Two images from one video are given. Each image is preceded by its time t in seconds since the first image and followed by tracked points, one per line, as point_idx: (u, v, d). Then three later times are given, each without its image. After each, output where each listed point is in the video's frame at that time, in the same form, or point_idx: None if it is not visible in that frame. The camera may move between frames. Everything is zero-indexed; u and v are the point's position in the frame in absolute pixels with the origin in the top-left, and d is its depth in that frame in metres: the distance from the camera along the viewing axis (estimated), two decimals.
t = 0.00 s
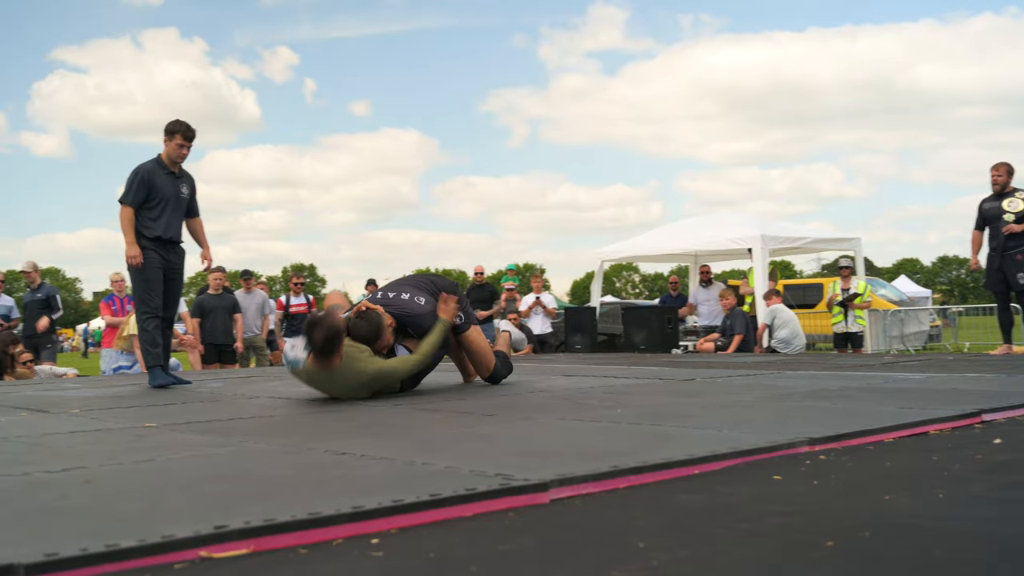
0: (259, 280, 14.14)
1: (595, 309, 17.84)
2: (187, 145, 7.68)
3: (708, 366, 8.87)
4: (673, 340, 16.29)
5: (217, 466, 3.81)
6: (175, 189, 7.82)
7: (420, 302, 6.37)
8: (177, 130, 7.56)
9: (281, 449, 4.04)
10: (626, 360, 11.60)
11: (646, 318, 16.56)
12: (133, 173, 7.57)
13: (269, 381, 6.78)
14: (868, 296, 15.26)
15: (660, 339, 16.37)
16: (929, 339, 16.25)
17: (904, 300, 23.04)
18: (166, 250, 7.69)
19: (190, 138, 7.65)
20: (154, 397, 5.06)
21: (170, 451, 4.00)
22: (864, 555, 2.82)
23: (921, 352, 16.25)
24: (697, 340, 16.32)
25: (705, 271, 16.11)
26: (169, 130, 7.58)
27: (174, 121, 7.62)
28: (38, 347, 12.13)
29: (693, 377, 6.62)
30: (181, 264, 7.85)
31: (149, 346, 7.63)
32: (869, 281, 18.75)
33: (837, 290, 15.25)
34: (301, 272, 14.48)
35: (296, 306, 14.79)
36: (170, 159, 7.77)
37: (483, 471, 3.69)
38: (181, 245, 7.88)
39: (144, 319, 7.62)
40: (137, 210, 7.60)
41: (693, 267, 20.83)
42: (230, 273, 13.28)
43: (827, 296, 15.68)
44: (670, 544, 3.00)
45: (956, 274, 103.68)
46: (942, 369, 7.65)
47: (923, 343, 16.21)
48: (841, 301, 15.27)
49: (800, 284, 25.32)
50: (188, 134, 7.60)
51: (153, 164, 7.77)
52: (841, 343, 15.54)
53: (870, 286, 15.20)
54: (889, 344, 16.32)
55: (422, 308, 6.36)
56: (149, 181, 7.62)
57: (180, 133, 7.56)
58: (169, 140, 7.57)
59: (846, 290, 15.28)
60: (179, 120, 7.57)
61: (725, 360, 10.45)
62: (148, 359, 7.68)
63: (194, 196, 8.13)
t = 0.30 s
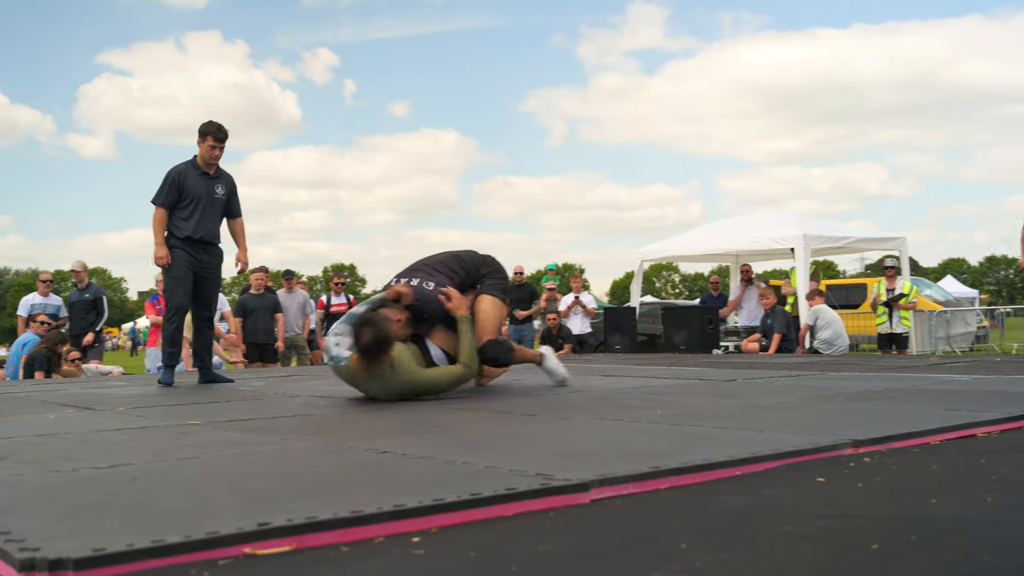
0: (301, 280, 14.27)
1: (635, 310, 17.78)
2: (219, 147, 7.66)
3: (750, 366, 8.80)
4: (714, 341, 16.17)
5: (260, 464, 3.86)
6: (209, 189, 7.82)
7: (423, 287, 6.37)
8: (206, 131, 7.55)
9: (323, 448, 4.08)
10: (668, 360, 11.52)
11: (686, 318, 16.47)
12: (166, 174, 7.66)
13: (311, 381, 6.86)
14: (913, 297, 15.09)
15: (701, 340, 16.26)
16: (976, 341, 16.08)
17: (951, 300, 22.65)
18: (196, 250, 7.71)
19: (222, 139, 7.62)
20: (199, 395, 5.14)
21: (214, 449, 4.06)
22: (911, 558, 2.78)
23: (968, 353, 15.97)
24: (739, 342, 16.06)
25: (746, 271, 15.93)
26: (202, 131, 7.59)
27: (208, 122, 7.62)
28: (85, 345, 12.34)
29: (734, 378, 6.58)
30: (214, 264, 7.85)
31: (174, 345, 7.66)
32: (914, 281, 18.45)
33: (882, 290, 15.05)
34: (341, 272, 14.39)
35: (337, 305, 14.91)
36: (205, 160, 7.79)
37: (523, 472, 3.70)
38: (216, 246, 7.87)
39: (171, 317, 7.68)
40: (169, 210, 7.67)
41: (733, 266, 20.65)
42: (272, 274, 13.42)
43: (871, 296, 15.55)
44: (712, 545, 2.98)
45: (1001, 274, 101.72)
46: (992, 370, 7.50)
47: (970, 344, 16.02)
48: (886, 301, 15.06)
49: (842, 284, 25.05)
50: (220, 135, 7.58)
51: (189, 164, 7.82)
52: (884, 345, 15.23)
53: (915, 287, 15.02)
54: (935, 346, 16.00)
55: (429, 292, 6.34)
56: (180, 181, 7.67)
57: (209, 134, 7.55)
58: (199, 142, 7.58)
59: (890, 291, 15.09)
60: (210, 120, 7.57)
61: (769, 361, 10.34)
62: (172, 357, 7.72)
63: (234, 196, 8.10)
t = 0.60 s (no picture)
0: (338, 279, 14.35)
1: (671, 309, 17.67)
2: (237, 145, 7.64)
3: (789, 366, 8.72)
4: (751, 340, 16.04)
5: (298, 461, 3.90)
6: (230, 189, 7.80)
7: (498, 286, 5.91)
8: (223, 129, 7.53)
9: (360, 446, 4.11)
10: (704, 361, 11.43)
11: (723, 319, 16.38)
12: (185, 177, 7.67)
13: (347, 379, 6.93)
14: (955, 298, 14.85)
15: (738, 339, 16.15)
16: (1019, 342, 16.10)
17: (994, 301, 22.28)
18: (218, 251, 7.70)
19: (239, 137, 7.60)
20: (238, 393, 5.21)
21: (252, 446, 4.11)
22: (953, 562, 2.74)
23: (1011, 355, 15.95)
24: (776, 342, 15.86)
25: (784, 270, 15.79)
26: (218, 130, 7.58)
27: (225, 121, 7.60)
28: (127, 343, 12.51)
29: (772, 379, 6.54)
30: (237, 264, 7.83)
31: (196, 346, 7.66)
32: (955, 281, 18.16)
33: (923, 290, 14.83)
34: (376, 271, 14.28)
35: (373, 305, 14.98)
36: (224, 160, 7.77)
37: (559, 471, 3.70)
38: (240, 245, 7.86)
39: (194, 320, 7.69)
40: (191, 213, 7.68)
41: (770, 265, 20.47)
42: (309, 273, 13.53)
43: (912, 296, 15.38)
44: (750, 547, 2.95)
45: None
46: None
47: (1012, 346, 16.02)
48: (927, 301, 14.86)
49: (882, 284, 24.74)
50: (236, 133, 7.56)
51: (208, 165, 7.81)
52: (925, 346, 15.02)
53: (957, 287, 14.78)
54: (978, 347, 15.79)
55: (499, 290, 5.86)
56: (200, 183, 7.67)
57: (225, 132, 7.53)
58: (216, 141, 7.57)
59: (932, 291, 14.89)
60: (226, 119, 7.55)
61: (810, 361, 10.25)
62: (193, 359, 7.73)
63: (256, 193, 8.07)
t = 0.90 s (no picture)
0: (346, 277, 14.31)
1: (679, 307, 17.64)
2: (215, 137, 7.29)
3: (802, 365, 8.71)
4: (758, 339, 16.14)
5: (306, 459, 3.91)
6: (212, 182, 7.50)
7: (548, 288, 6.13)
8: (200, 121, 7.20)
9: (368, 444, 4.12)
10: (713, 359, 11.41)
11: (731, 317, 16.38)
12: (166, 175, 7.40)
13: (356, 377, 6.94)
14: (964, 296, 14.80)
15: (746, 338, 16.22)
16: None
17: (1003, 299, 22.20)
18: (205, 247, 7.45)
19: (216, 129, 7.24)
20: (248, 390, 5.22)
21: (260, 444, 4.12)
22: (959, 560, 2.74)
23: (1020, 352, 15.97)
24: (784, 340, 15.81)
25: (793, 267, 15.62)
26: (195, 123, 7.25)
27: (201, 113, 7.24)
28: (136, 342, 12.52)
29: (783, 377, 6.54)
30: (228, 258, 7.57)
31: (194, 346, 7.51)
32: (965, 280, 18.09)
33: (933, 288, 14.83)
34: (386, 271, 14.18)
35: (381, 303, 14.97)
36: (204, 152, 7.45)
37: (567, 469, 3.71)
38: (230, 238, 7.58)
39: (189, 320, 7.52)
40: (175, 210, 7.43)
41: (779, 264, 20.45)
42: (316, 272, 13.54)
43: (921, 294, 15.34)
44: (757, 545, 2.96)
45: None
46: None
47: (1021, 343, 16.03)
48: (936, 300, 14.83)
49: (892, 282, 24.67)
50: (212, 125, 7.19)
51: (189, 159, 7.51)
52: (934, 344, 15.03)
53: (967, 285, 14.71)
54: (986, 344, 15.77)
55: (552, 293, 6.11)
56: (181, 179, 7.39)
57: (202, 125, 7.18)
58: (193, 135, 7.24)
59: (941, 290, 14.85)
60: (203, 111, 7.21)
61: (822, 360, 10.24)
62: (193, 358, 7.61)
63: (242, 183, 7.75)
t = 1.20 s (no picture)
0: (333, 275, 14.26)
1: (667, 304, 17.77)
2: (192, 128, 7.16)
3: (786, 360, 8.77)
4: (745, 336, 16.18)
5: (293, 458, 3.91)
6: (187, 175, 7.31)
7: (524, 284, 5.99)
8: (173, 112, 7.05)
9: (355, 442, 4.12)
10: (702, 356, 11.46)
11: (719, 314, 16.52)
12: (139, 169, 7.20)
13: (344, 375, 6.94)
14: (950, 293, 14.86)
15: (733, 334, 16.25)
16: (1012, 336, 16.27)
17: (988, 296, 22.39)
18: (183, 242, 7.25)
19: (193, 120, 7.11)
20: (234, 388, 5.20)
21: (246, 443, 4.11)
22: (945, 555, 2.76)
23: (1005, 348, 16.08)
24: (771, 337, 15.85)
25: (778, 263, 15.55)
26: (171, 114, 7.09)
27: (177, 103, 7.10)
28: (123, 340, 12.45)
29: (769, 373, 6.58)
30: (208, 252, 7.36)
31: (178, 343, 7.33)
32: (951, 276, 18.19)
33: (918, 285, 14.99)
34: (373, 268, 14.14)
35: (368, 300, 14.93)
36: (179, 145, 7.28)
37: (554, 467, 3.72)
38: (208, 231, 7.37)
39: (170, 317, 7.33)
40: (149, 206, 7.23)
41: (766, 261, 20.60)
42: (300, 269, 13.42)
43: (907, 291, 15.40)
44: (744, 541, 2.97)
45: None
46: None
47: (1006, 339, 16.15)
48: (921, 296, 14.94)
49: (877, 280, 24.89)
50: (190, 116, 7.08)
51: (162, 153, 7.32)
52: (919, 340, 15.07)
53: (951, 282, 14.75)
54: (971, 341, 15.87)
55: (530, 291, 5.96)
56: (155, 173, 7.19)
57: (179, 116, 7.07)
58: (170, 126, 7.08)
59: (926, 287, 14.96)
60: (176, 103, 7.07)
61: (807, 356, 10.31)
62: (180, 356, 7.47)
63: (219, 176, 7.56)
